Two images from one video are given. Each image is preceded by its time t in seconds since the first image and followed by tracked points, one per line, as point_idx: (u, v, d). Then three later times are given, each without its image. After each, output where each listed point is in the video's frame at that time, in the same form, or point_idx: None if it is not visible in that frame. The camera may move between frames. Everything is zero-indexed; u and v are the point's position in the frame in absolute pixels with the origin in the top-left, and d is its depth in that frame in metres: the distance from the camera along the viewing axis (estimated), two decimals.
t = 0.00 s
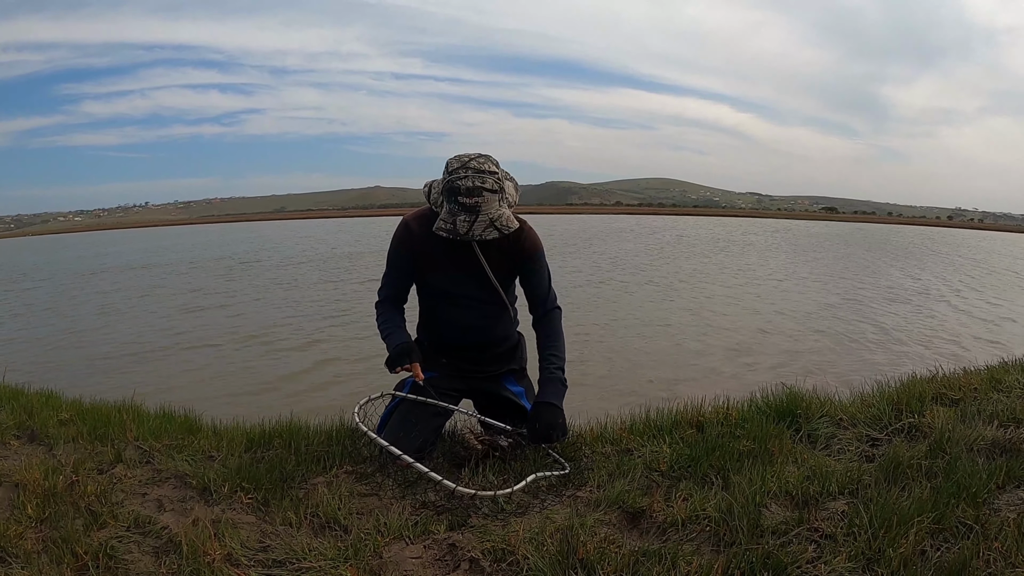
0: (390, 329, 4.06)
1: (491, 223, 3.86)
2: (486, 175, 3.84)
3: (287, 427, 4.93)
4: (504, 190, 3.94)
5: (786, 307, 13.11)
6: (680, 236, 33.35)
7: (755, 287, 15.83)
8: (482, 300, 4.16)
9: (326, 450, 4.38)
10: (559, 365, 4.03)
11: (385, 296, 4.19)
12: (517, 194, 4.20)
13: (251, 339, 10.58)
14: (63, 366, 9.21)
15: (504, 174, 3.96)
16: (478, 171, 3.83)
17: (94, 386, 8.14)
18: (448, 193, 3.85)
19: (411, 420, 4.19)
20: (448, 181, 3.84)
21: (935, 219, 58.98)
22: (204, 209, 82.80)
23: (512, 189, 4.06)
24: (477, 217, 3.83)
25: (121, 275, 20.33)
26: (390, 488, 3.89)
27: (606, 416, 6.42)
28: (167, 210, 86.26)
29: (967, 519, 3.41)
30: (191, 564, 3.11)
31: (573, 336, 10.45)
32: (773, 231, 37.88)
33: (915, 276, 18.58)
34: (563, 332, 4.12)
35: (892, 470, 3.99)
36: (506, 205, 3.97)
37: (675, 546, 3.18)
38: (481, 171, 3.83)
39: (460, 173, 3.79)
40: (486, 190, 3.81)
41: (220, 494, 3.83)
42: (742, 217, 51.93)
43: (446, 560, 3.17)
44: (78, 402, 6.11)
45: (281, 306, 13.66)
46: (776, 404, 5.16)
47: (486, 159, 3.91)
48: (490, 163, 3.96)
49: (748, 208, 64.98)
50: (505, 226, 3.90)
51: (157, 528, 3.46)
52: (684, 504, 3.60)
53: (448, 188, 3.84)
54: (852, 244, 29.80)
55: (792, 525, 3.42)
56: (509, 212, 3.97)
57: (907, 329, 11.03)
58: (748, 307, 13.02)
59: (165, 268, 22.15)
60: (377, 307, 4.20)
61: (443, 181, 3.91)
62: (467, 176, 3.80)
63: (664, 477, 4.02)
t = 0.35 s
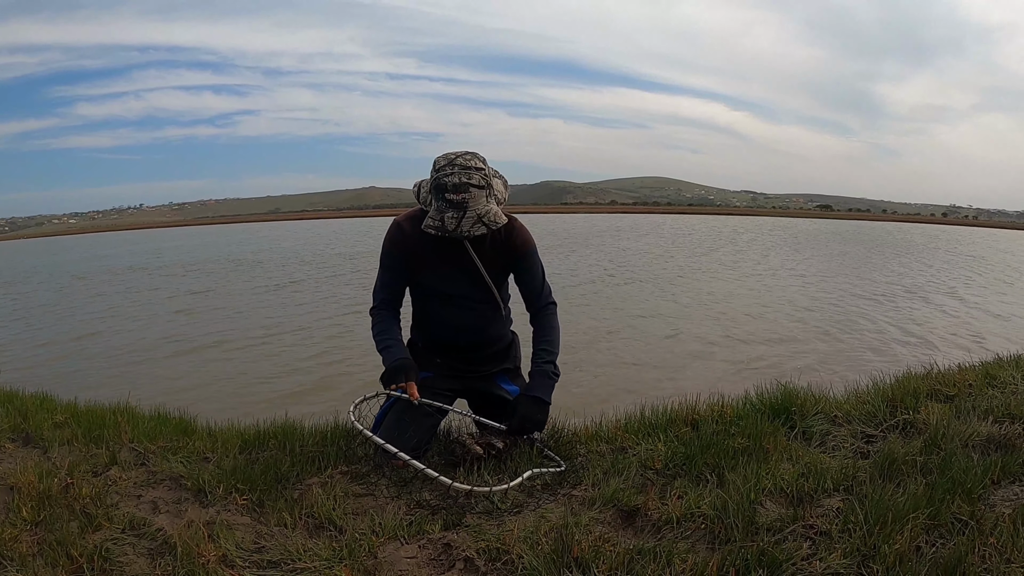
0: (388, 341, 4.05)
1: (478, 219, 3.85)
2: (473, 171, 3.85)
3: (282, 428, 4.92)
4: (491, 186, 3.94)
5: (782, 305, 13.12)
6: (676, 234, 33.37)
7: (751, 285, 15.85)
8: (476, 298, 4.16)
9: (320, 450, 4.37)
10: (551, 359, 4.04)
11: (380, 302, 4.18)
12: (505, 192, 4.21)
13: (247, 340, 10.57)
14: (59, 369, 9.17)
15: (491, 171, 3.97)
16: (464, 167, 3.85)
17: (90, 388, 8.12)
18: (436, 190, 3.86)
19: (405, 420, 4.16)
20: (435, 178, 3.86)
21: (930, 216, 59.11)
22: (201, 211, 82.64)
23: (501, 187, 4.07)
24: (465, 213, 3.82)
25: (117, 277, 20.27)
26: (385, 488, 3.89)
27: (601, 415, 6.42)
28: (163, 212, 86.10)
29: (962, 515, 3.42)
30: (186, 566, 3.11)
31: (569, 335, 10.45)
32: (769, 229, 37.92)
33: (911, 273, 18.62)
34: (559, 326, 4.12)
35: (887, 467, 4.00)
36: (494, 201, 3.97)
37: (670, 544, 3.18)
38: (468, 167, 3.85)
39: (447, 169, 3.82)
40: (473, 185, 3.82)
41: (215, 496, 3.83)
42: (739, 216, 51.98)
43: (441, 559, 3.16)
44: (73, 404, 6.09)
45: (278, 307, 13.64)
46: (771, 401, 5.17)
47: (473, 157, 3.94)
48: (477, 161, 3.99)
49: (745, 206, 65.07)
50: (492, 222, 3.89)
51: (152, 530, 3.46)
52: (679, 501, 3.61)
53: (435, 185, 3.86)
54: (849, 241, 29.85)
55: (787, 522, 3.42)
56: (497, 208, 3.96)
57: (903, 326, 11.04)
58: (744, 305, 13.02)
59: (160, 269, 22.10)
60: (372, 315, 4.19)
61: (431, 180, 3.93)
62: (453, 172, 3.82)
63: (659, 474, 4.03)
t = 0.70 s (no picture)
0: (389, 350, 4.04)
1: (471, 216, 3.82)
2: (465, 168, 3.83)
3: (282, 424, 4.92)
4: (485, 183, 3.92)
5: (783, 303, 13.11)
6: (676, 233, 33.34)
7: (751, 283, 15.84)
8: (475, 297, 4.15)
9: (321, 447, 4.37)
10: (545, 363, 4.08)
11: (378, 304, 4.18)
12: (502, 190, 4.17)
13: (247, 338, 10.55)
14: (58, 366, 9.17)
15: (485, 168, 3.94)
16: (457, 164, 3.83)
17: (90, 385, 8.12)
18: (429, 187, 3.86)
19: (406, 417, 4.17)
20: (428, 175, 3.85)
21: (930, 215, 59.08)
22: (201, 208, 82.56)
23: (495, 184, 4.04)
24: (457, 210, 3.80)
25: (117, 274, 20.26)
26: (386, 485, 3.89)
27: (601, 413, 6.42)
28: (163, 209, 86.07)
29: (963, 514, 3.42)
30: (186, 562, 3.10)
31: (569, 333, 10.44)
32: (770, 228, 37.89)
33: (911, 272, 18.61)
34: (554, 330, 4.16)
35: (888, 465, 4.00)
36: (488, 199, 3.93)
37: (671, 542, 3.18)
38: (460, 164, 3.83)
39: (439, 166, 3.80)
40: (465, 182, 3.80)
41: (216, 492, 3.83)
42: (740, 215, 51.95)
43: (442, 557, 3.16)
44: (73, 401, 6.08)
45: (278, 304, 13.63)
46: (772, 399, 5.16)
47: (466, 153, 3.92)
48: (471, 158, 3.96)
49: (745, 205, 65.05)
50: (485, 219, 3.85)
51: (152, 527, 3.45)
52: (680, 499, 3.60)
53: (428, 182, 3.85)
54: (849, 240, 29.84)
55: (787, 521, 3.42)
56: (491, 205, 3.92)
57: (903, 325, 11.04)
58: (744, 304, 13.01)
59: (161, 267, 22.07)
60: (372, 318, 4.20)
61: (425, 177, 3.93)
62: (445, 169, 3.80)
63: (660, 472, 4.03)
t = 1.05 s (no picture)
0: (394, 332, 4.04)
1: (471, 216, 3.79)
2: (466, 168, 3.79)
3: (289, 423, 4.92)
4: (486, 182, 3.88)
5: (788, 303, 13.08)
6: (681, 232, 33.28)
7: (756, 283, 15.81)
8: (479, 297, 4.15)
9: (328, 446, 4.37)
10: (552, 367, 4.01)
11: (384, 302, 4.21)
12: (505, 189, 4.13)
13: (251, 336, 10.56)
14: (64, 364, 9.20)
15: (486, 167, 3.90)
16: (457, 163, 3.80)
17: (95, 383, 8.14)
18: (429, 187, 3.84)
19: (414, 416, 4.19)
20: (429, 175, 3.83)
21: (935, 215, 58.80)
22: (205, 207, 82.70)
23: (497, 183, 4.00)
24: (457, 210, 3.77)
25: (121, 273, 20.30)
26: (393, 484, 3.89)
27: (607, 413, 6.41)
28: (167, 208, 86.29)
29: (972, 515, 3.40)
30: (194, 561, 3.11)
31: (574, 333, 10.43)
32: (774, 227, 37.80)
33: (916, 273, 18.56)
34: (556, 333, 4.09)
35: (896, 466, 3.99)
36: (489, 198, 3.90)
37: (679, 542, 3.17)
38: (460, 164, 3.79)
39: (439, 166, 3.78)
40: (465, 182, 3.77)
41: (223, 491, 3.83)
42: (744, 215, 51.85)
43: (450, 556, 3.16)
44: (79, 399, 6.10)
45: (283, 303, 13.65)
46: (779, 399, 5.15)
47: (467, 153, 3.88)
48: (472, 156, 3.92)
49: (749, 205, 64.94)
50: (486, 219, 3.81)
51: (160, 525, 3.45)
52: (689, 499, 3.59)
53: (429, 182, 3.83)
54: (854, 240, 29.77)
55: (796, 521, 3.41)
56: (492, 205, 3.89)
57: (909, 325, 11.00)
58: (749, 304, 12.99)
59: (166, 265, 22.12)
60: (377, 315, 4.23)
61: (426, 177, 3.91)
62: (445, 168, 3.78)
63: (669, 472, 4.02)
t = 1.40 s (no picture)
0: (394, 332, 4.08)
1: (467, 218, 3.80)
2: (461, 170, 3.80)
3: (288, 425, 4.92)
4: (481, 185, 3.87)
5: (787, 305, 13.10)
6: (680, 234, 33.30)
7: (755, 285, 15.83)
8: (478, 299, 4.15)
9: (327, 448, 4.37)
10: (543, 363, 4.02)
11: (384, 304, 4.24)
12: (502, 191, 4.14)
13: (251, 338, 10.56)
14: (63, 365, 9.20)
15: (482, 169, 3.90)
16: (452, 166, 3.81)
17: (94, 384, 8.14)
18: (425, 190, 3.86)
19: (414, 417, 4.20)
20: (424, 178, 3.85)
21: (933, 217, 58.94)
22: (204, 208, 82.70)
23: (494, 186, 4.00)
24: (452, 213, 3.79)
25: (121, 274, 20.31)
26: (392, 486, 3.89)
27: (606, 415, 6.41)
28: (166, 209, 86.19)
29: (970, 517, 3.40)
30: (192, 563, 3.11)
31: (573, 335, 10.44)
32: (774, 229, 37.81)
33: (916, 274, 18.59)
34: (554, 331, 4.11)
35: (895, 468, 3.99)
36: (485, 201, 3.90)
37: (678, 544, 3.18)
38: (455, 167, 3.80)
39: (434, 168, 3.79)
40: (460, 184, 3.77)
41: (222, 492, 3.83)
42: (744, 216, 51.88)
43: (449, 558, 3.16)
44: (78, 400, 6.10)
45: (282, 304, 13.65)
46: (778, 401, 5.15)
47: (463, 155, 3.89)
48: (468, 159, 3.93)
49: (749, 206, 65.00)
50: (481, 221, 3.81)
51: (159, 527, 3.45)
52: (687, 502, 3.60)
53: (424, 185, 3.86)
54: (853, 242, 29.79)
55: (794, 523, 3.41)
56: (487, 207, 3.88)
57: (908, 327, 11.01)
58: (748, 305, 13.00)
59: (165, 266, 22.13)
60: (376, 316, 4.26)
61: (423, 179, 3.93)
62: (440, 171, 3.79)
63: (668, 475, 4.02)
